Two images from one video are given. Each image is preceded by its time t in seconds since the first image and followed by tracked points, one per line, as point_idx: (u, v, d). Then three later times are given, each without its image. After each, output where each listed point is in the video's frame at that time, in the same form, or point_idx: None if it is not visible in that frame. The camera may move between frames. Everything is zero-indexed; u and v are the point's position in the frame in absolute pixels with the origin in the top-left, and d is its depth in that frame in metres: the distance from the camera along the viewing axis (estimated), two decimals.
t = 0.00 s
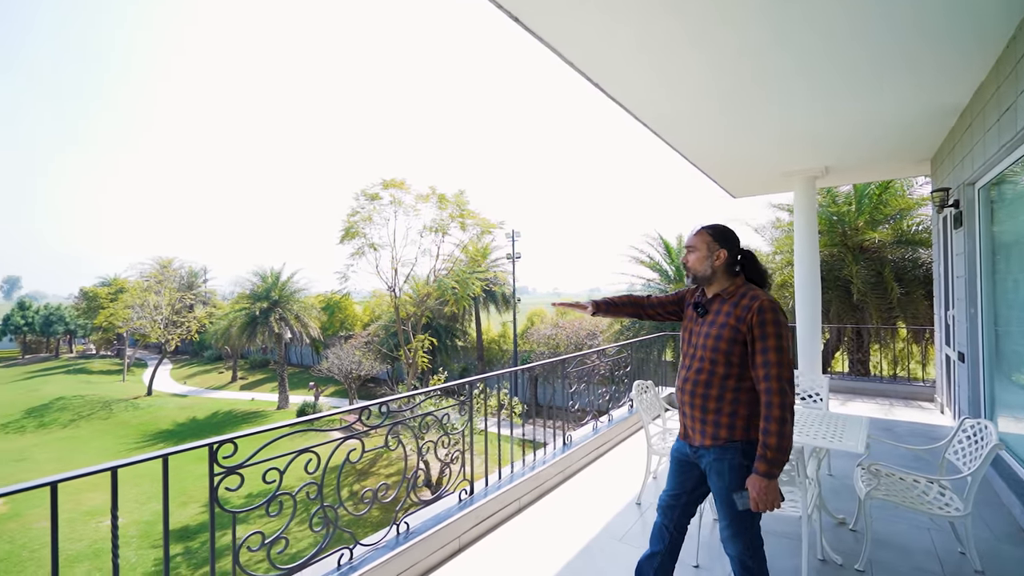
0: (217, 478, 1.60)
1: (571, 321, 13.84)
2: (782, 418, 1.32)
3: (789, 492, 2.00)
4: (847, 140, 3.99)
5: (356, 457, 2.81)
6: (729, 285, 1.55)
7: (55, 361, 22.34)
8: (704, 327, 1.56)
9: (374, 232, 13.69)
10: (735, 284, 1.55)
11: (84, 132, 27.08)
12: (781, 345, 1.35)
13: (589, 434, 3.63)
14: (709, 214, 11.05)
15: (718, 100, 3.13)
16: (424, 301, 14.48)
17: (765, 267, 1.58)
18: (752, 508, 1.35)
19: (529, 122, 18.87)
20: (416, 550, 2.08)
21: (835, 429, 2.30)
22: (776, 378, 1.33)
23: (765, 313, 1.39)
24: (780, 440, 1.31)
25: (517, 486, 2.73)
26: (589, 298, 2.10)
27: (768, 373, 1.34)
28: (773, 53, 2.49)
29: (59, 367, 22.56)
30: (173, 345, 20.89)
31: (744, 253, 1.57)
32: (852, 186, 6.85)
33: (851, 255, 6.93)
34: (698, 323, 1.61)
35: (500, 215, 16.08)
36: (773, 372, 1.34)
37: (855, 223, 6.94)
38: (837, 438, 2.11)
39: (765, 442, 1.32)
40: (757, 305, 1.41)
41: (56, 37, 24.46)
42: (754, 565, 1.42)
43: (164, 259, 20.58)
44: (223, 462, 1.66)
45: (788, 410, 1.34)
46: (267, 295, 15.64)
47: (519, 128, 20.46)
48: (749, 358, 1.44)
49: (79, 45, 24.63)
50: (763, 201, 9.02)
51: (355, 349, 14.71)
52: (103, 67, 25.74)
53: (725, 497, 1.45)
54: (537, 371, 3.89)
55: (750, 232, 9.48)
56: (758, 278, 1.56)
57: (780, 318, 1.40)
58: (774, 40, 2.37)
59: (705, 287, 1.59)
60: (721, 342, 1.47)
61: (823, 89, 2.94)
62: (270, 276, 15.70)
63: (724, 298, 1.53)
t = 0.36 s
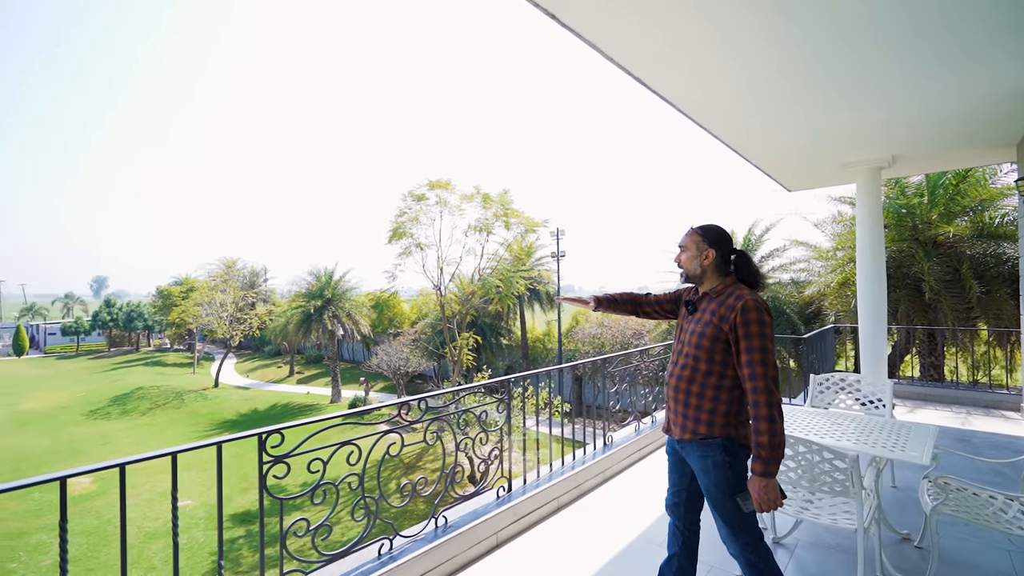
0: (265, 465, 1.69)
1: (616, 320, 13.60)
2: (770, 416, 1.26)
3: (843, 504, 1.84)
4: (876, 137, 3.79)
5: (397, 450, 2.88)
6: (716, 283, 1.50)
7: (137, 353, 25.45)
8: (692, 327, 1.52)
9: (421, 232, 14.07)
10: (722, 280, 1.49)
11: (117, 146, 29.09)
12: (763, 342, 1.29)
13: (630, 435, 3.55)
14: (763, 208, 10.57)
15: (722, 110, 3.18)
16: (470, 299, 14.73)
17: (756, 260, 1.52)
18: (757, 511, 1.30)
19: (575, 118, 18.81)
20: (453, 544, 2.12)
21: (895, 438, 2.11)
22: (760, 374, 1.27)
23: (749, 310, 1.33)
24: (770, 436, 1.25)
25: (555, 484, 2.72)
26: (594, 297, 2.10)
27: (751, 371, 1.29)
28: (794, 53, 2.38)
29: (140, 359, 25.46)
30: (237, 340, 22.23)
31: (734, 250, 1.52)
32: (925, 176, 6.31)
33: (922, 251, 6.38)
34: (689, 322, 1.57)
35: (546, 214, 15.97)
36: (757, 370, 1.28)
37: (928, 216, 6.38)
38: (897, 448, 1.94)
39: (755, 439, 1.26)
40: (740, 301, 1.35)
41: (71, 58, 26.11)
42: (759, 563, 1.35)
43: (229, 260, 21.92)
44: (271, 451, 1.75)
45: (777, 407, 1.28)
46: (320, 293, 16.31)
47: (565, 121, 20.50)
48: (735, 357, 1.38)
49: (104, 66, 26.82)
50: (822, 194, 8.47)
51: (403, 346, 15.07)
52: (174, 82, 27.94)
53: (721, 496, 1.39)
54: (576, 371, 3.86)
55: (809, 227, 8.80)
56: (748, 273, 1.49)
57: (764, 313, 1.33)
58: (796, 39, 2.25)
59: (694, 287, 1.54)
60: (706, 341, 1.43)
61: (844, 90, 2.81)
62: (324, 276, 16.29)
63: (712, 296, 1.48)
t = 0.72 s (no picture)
0: (307, 457, 1.75)
1: (661, 320, 13.22)
2: (743, 406, 1.29)
3: (904, 520, 1.70)
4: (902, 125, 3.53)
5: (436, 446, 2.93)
6: (721, 282, 1.53)
7: (200, 349, 27.05)
8: (697, 321, 1.57)
9: (462, 231, 14.29)
10: (728, 279, 1.52)
11: (146, 154, 31.44)
12: (752, 336, 1.31)
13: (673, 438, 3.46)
14: (817, 203, 10.01)
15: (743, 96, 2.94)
16: (510, 297, 14.85)
17: (767, 264, 1.52)
18: (693, 489, 1.35)
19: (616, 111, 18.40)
20: (489, 541, 2.12)
21: (967, 449, 1.93)
22: (743, 367, 1.30)
23: (743, 305, 1.36)
24: (736, 426, 1.28)
25: (594, 485, 2.68)
26: (616, 293, 2.18)
27: (735, 362, 1.31)
28: (816, 40, 2.23)
29: (205, 353, 27.17)
30: (290, 336, 23.40)
31: (747, 252, 1.53)
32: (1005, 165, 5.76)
33: (1000, 246, 5.86)
34: (694, 317, 1.61)
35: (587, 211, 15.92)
36: (740, 363, 1.31)
37: (1008, 208, 5.83)
38: (967, 461, 1.77)
39: (722, 426, 1.29)
40: (737, 297, 1.38)
41: (92, 63, 27.96)
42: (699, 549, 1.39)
43: (282, 260, 22.90)
44: (314, 444, 1.82)
45: (752, 402, 1.30)
46: (366, 292, 16.85)
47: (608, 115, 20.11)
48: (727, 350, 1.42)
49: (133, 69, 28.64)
50: (884, 186, 7.91)
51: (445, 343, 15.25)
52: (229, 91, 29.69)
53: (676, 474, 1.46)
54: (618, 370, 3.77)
55: (871, 222, 8.38)
56: (757, 275, 1.50)
57: (762, 312, 1.35)
58: (804, 12, 2.00)
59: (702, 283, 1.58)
60: (703, 334, 1.48)
61: (876, 64, 2.46)
62: (370, 275, 16.79)
63: (716, 293, 1.52)
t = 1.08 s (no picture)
0: (352, 453, 1.78)
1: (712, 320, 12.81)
2: (758, 412, 1.28)
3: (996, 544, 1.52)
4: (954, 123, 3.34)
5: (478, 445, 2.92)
6: (744, 281, 1.48)
7: (259, 344, 28.52)
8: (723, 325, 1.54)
9: (506, 229, 14.71)
10: (750, 276, 1.47)
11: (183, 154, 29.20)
12: (765, 339, 1.29)
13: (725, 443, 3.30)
14: (886, 195, 9.27)
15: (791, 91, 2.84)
16: (555, 296, 14.75)
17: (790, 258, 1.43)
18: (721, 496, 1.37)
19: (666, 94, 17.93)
20: (532, 544, 2.09)
21: None
22: (756, 372, 1.28)
23: (753, 308, 1.32)
24: (754, 433, 1.28)
25: (641, 491, 2.58)
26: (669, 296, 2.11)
27: (746, 370, 1.30)
28: (856, 37, 2.11)
29: (262, 349, 28.40)
30: (341, 333, 24.32)
31: (766, 248, 1.47)
32: None
33: None
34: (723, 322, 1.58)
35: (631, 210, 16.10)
36: (753, 372, 1.29)
37: None
38: None
39: (739, 432, 1.30)
40: (751, 299, 1.35)
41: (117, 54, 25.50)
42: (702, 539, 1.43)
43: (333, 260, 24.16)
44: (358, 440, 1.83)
45: (768, 406, 1.29)
46: (413, 290, 17.13)
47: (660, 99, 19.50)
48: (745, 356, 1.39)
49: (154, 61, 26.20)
50: (964, 175, 7.26)
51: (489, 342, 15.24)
52: (282, 97, 30.97)
53: (704, 478, 1.44)
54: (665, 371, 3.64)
55: (948, 215, 7.72)
56: (783, 268, 1.42)
57: (778, 312, 1.31)
58: (842, 3, 1.87)
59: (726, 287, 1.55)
60: (725, 340, 1.46)
61: (925, 58, 2.28)
62: (416, 273, 17.12)
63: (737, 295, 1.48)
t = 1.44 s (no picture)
0: (394, 454, 1.78)
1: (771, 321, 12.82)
2: (779, 424, 1.19)
3: None
4: None
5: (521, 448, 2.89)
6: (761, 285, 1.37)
7: (313, 340, 29.75)
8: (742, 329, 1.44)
9: (551, 227, 14.63)
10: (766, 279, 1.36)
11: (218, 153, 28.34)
12: (778, 347, 1.20)
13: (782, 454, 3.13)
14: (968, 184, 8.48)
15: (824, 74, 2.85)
16: (599, 295, 14.54)
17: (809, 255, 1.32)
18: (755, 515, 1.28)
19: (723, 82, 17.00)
20: (576, 554, 2.01)
21: None
22: (773, 383, 1.19)
23: (766, 315, 1.23)
24: (779, 447, 1.19)
25: (692, 503, 2.44)
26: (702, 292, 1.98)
27: (763, 382, 1.22)
28: (886, 26, 2.12)
29: (316, 345, 29.54)
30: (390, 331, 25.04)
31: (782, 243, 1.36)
32: None
33: None
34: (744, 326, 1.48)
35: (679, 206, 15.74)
36: (770, 384, 1.20)
37: None
38: None
39: (763, 447, 1.22)
40: (762, 305, 1.25)
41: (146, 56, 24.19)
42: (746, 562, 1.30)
43: (383, 259, 24.77)
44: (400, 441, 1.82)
45: (790, 417, 1.19)
46: (458, 289, 17.30)
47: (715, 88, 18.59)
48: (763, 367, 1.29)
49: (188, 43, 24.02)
50: None
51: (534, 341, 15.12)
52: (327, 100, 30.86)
53: (738, 494, 1.34)
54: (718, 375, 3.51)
55: None
56: (805, 268, 1.30)
57: (792, 317, 1.21)
58: None
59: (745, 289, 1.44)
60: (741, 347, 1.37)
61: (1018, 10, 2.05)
62: (461, 272, 17.33)
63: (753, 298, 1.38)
